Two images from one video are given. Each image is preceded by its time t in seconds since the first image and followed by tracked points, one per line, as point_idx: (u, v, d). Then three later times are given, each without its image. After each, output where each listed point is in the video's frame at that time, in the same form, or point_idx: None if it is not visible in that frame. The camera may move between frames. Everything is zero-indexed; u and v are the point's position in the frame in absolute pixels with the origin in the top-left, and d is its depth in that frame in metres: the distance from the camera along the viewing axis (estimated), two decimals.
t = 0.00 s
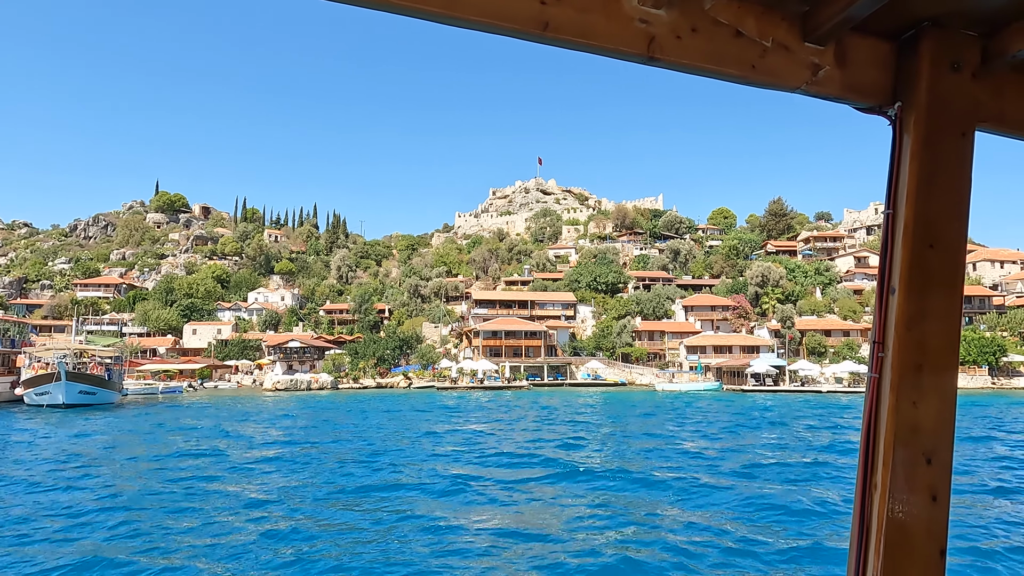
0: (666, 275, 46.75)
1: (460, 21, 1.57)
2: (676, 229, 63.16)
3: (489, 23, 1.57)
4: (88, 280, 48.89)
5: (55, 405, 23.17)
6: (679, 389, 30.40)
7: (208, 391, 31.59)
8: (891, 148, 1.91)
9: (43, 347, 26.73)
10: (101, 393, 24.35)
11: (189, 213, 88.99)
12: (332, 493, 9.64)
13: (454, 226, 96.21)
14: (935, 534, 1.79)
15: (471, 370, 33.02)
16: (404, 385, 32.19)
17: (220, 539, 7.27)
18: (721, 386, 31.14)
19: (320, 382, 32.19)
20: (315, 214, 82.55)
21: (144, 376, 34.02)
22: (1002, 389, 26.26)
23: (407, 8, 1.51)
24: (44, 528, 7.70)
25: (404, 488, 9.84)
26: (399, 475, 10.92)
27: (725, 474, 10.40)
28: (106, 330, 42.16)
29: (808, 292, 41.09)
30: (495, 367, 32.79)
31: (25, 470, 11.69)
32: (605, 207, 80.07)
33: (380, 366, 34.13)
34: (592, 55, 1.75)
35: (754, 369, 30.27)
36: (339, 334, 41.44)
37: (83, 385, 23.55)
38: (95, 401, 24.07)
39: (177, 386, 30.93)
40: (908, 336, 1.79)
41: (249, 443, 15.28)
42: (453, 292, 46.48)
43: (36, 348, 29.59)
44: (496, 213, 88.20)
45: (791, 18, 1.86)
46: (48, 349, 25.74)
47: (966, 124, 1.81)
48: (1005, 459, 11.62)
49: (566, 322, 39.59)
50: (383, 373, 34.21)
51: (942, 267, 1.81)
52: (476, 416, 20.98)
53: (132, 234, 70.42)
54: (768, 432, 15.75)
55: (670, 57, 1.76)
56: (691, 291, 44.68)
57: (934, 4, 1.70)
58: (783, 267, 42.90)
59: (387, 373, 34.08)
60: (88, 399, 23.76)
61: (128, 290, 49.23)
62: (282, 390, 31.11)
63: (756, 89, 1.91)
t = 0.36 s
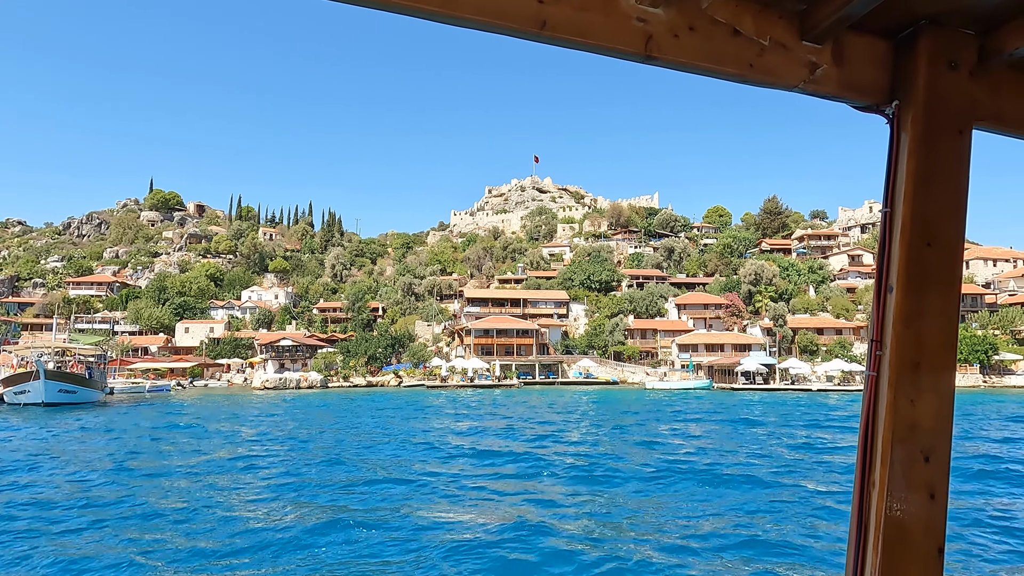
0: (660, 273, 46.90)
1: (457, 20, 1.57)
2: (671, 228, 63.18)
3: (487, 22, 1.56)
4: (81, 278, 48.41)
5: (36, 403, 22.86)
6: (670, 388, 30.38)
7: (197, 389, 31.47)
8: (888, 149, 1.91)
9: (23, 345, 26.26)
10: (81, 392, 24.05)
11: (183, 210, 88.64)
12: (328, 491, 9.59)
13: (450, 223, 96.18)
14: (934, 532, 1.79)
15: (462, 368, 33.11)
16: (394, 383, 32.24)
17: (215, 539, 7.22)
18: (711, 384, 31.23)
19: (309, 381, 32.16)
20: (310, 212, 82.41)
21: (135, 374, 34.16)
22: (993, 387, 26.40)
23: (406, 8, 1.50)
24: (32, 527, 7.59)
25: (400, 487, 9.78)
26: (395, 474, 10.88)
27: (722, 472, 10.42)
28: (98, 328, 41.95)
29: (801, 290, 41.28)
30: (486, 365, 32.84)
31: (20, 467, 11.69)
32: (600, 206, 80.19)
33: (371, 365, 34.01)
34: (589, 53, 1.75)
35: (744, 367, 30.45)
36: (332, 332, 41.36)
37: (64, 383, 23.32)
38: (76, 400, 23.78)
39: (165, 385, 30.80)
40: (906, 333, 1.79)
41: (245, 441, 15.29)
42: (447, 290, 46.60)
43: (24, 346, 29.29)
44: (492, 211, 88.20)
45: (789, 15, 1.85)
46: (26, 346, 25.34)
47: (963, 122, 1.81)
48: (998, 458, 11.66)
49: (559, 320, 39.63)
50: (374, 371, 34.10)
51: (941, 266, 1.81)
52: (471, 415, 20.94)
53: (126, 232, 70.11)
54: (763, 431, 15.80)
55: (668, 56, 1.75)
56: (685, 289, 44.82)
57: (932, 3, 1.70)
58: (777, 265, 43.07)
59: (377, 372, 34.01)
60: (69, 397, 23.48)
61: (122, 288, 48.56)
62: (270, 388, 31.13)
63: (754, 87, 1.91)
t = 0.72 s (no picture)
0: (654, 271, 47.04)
1: (458, 15, 1.56)
2: (665, 226, 63.07)
3: (488, 16, 1.55)
4: (73, 277, 48.09)
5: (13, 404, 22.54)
6: (660, 385, 30.90)
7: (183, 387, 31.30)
8: (889, 144, 1.91)
9: None
10: (61, 390, 23.85)
11: (177, 208, 88.24)
12: (324, 490, 9.54)
13: (445, 222, 96.11)
14: (933, 527, 1.80)
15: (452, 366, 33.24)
16: (384, 381, 32.22)
17: (210, 537, 7.17)
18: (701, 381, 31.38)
19: (299, 380, 32.03)
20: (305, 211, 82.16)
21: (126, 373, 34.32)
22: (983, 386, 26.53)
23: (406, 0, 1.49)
24: (25, 525, 7.57)
25: (397, 486, 9.74)
26: (391, 472, 10.85)
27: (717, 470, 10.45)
28: (90, 326, 41.74)
29: (795, 289, 41.47)
30: (477, 364, 32.81)
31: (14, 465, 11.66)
32: (595, 204, 80.29)
33: (362, 363, 33.88)
34: (588, 48, 1.73)
35: (733, 365, 30.90)
36: (325, 330, 41.25)
37: (43, 382, 23.03)
38: (58, 398, 23.58)
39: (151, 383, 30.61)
40: (905, 329, 1.80)
41: (239, 439, 15.26)
42: (440, 289, 46.88)
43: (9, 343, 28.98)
44: (488, 210, 88.16)
45: (789, 12, 1.84)
46: (3, 344, 24.95)
47: (964, 118, 1.81)
48: (991, 456, 11.69)
49: (550, 319, 39.64)
50: (364, 370, 33.94)
51: (942, 264, 1.81)
52: (467, 413, 20.91)
53: (119, 230, 69.75)
54: (757, 429, 15.85)
55: (668, 51, 1.75)
56: (679, 288, 44.96)
57: None
58: (770, 264, 43.25)
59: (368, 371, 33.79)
60: (49, 396, 23.21)
61: (114, 287, 48.49)
62: (259, 387, 30.93)
63: (754, 82, 1.90)
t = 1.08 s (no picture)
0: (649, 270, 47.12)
1: (459, 15, 1.55)
2: (661, 225, 63.04)
3: (486, 16, 1.54)
4: (66, 275, 48.01)
5: None
6: (650, 385, 30.68)
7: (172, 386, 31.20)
8: (889, 145, 1.91)
9: None
10: (42, 389, 23.51)
11: (173, 206, 87.81)
12: (320, 489, 9.47)
13: (442, 221, 96.08)
14: (931, 527, 1.81)
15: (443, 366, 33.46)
16: (374, 380, 32.31)
17: (203, 537, 7.08)
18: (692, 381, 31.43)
19: (288, 379, 31.87)
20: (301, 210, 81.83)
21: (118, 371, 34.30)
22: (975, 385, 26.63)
23: None
24: (19, 523, 7.54)
25: (392, 485, 9.69)
26: (387, 471, 10.79)
27: (714, 470, 10.44)
28: (82, 325, 41.55)
29: (789, 288, 41.59)
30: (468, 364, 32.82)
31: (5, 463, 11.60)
32: (591, 203, 80.35)
33: (353, 362, 33.71)
34: (588, 48, 1.73)
35: (724, 365, 30.99)
36: (318, 329, 41.18)
37: (22, 382, 22.48)
38: (39, 398, 23.28)
39: (138, 382, 30.59)
40: (904, 329, 1.80)
41: (233, 438, 15.20)
42: (433, 288, 47.43)
43: None
44: (484, 209, 88.10)
45: (789, 12, 1.84)
46: None
47: (963, 120, 1.81)
48: (984, 455, 11.73)
49: (543, 318, 39.67)
50: (354, 369, 33.84)
51: (940, 265, 1.82)
52: (462, 412, 20.84)
53: (114, 229, 69.45)
54: (753, 428, 15.83)
55: (668, 51, 1.74)
56: (674, 286, 45.06)
57: None
58: (764, 263, 43.37)
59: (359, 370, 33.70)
60: (29, 396, 22.82)
61: (107, 285, 48.50)
62: (248, 386, 30.81)
63: (755, 83, 1.90)
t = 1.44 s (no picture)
0: (644, 269, 47.18)
1: (458, 13, 1.54)
2: (657, 225, 63.17)
3: (485, 14, 1.53)
4: (60, 275, 47.85)
5: None
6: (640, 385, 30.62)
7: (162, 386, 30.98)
8: (888, 142, 1.91)
9: None
10: (23, 390, 23.18)
11: (168, 206, 87.39)
12: (314, 490, 9.42)
13: (438, 220, 95.91)
14: (931, 526, 1.80)
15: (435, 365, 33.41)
16: (366, 380, 32.33)
17: (196, 537, 7.04)
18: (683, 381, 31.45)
19: (279, 379, 31.80)
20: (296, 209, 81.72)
21: (109, 371, 34.17)
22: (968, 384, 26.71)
23: None
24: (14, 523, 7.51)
25: (388, 485, 9.65)
26: (383, 471, 10.75)
27: (709, 469, 10.47)
28: (76, 324, 41.34)
29: (783, 287, 41.69)
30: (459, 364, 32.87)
31: None
32: (588, 203, 80.39)
33: (345, 362, 33.91)
34: (587, 46, 1.72)
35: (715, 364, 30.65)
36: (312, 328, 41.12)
37: (4, 382, 22.25)
38: (20, 398, 23.00)
39: (126, 381, 30.45)
40: (904, 328, 1.80)
41: (228, 437, 15.15)
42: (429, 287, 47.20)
43: None
44: (480, 208, 88.05)
45: (789, 9, 1.84)
46: None
47: (963, 118, 1.81)
48: (977, 455, 11.75)
49: (536, 317, 39.69)
50: (346, 368, 33.89)
51: (940, 264, 1.81)
52: (457, 412, 20.77)
53: (108, 228, 69.15)
54: (749, 428, 15.82)
55: (668, 49, 1.74)
56: (668, 286, 45.13)
57: None
58: (759, 262, 43.46)
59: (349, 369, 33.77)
60: (10, 396, 22.56)
61: (101, 285, 48.27)
62: (238, 386, 30.64)
63: (754, 81, 1.90)
